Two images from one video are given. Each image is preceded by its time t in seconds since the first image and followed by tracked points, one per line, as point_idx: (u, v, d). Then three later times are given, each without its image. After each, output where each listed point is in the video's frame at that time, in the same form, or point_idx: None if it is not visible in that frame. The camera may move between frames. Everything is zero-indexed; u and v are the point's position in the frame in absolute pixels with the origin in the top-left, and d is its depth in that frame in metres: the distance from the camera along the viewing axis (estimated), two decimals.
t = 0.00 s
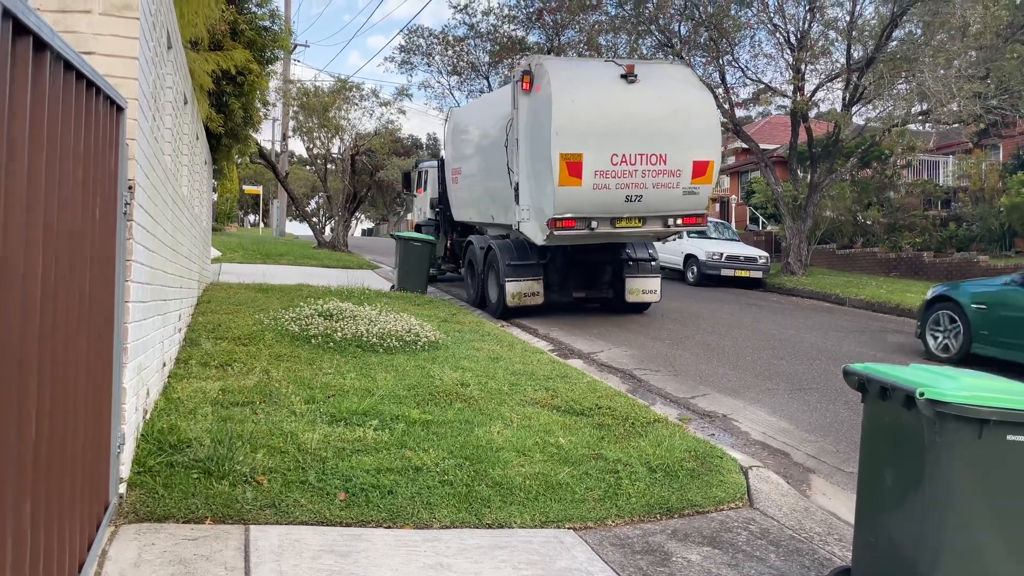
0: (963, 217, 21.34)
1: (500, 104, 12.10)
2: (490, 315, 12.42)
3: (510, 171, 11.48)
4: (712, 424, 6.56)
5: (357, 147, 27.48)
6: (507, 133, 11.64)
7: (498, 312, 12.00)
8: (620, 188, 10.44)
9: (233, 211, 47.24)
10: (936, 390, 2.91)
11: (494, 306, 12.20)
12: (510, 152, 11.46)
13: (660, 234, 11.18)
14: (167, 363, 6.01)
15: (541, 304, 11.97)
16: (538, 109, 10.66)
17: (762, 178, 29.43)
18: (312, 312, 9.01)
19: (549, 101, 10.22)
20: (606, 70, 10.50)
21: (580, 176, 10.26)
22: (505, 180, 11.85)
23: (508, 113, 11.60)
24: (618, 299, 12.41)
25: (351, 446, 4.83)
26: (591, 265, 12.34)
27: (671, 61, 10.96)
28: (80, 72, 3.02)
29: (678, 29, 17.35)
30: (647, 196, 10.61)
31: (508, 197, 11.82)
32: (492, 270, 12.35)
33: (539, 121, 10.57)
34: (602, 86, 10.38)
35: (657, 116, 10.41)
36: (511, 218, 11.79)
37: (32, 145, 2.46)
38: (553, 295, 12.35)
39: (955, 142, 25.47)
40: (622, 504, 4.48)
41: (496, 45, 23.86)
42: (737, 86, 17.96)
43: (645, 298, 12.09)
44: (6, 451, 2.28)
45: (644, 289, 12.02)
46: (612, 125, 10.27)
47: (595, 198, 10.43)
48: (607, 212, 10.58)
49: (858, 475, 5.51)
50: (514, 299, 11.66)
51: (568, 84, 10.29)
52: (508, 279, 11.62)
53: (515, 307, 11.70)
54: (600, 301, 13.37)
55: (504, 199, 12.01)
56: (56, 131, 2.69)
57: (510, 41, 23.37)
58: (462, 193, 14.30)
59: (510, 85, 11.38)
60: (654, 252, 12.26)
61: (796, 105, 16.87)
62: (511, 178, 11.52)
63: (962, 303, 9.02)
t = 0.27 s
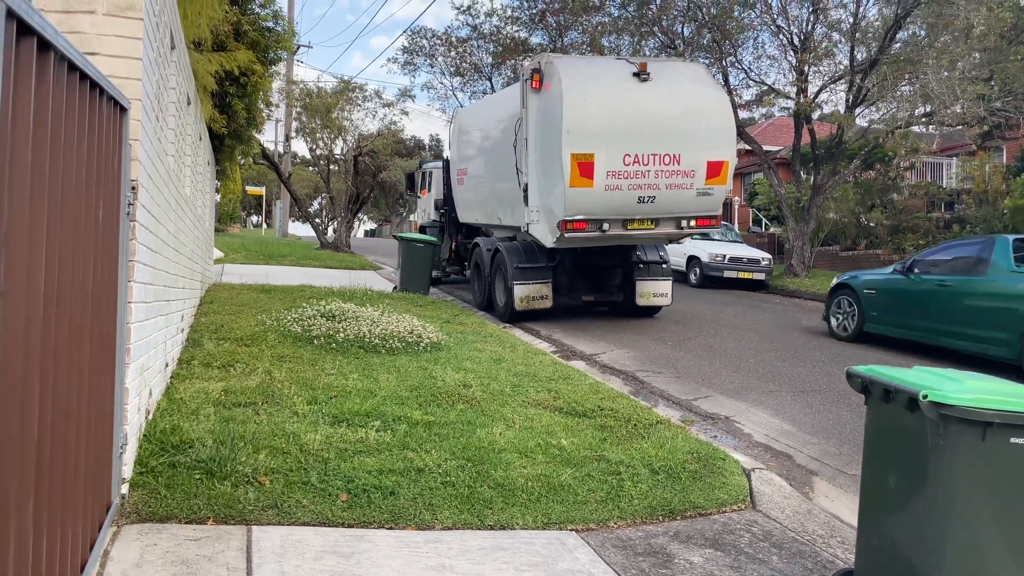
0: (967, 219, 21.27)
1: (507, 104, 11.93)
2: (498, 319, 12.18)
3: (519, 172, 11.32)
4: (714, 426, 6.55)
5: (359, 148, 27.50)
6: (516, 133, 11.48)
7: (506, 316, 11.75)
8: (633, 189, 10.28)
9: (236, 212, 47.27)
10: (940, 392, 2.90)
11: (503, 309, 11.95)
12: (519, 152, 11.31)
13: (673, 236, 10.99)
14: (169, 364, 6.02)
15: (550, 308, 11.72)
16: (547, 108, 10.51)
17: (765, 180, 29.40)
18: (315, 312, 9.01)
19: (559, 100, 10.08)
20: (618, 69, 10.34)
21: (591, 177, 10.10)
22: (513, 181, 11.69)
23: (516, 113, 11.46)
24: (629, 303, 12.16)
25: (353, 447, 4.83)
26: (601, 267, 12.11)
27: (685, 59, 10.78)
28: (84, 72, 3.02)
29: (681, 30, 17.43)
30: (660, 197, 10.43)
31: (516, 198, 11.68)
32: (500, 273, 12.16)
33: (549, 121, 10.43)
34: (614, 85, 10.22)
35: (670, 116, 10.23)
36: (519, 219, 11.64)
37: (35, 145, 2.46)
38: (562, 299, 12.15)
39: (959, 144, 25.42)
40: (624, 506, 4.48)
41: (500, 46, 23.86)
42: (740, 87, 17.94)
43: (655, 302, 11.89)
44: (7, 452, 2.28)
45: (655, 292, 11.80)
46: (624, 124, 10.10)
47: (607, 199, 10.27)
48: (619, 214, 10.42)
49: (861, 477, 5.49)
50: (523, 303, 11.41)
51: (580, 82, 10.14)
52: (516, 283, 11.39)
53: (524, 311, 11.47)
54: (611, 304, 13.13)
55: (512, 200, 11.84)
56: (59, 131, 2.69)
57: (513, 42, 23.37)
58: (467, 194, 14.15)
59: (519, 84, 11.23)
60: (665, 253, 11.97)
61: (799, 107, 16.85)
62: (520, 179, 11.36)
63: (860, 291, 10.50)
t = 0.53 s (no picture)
0: (971, 220, 21.22)
1: (515, 100, 11.74)
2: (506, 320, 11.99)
3: (528, 170, 11.14)
4: (717, 425, 6.55)
5: (363, 147, 27.53)
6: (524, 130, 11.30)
7: (514, 317, 11.57)
8: (645, 188, 10.10)
9: (240, 210, 47.31)
10: (943, 391, 2.90)
11: (510, 310, 11.79)
12: (529, 150, 11.13)
13: (685, 236, 10.83)
14: (173, 361, 6.02)
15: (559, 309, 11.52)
16: (558, 105, 10.34)
17: (768, 180, 29.38)
18: (318, 310, 9.02)
19: (571, 96, 9.93)
20: (630, 65, 10.18)
21: (602, 175, 9.94)
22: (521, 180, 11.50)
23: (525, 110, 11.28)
24: (640, 303, 11.96)
25: (355, 444, 4.83)
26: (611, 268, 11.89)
27: (699, 55, 10.62)
28: (88, 69, 3.03)
29: (685, 29, 17.51)
30: (673, 196, 10.23)
31: (524, 197, 11.50)
32: (507, 273, 11.95)
33: (560, 118, 10.26)
34: (626, 81, 10.06)
35: (683, 113, 10.05)
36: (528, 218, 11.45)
37: (39, 141, 2.46)
38: (572, 300, 11.83)
39: (963, 144, 25.39)
40: (627, 504, 4.48)
41: (503, 45, 23.85)
42: (744, 87, 17.92)
43: (667, 302, 11.74)
44: (9, 447, 2.27)
45: (667, 293, 11.66)
46: (637, 120, 9.92)
47: (619, 198, 10.09)
48: (631, 213, 10.24)
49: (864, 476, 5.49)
50: (532, 304, 11.22)
51: (592, 78, 9.99)
52: (525, 284, 11.19)
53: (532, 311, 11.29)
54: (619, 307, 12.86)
55: (520, 199, 11.65)
56: (64, 129, 2.70)
57: (517, 41, 23.39)
58: (473, 192, 13.99)
59: (528, 80, 11.05)
60: (676, 253, 11.85)
61: (802, 106, 16.82)
62: (528, 177, 11.18)
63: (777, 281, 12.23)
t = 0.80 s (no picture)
0: (973, 218, 21.18)
1: (524, 95, 11.43)
2: (513, 320, 11.71)
3: (538, 166, 10.82)
4: (719, 423, 6.55)
5: (365, 144, 27.54)
6: (535, 125, 10.98)
7: (522, 317, 11.29)
8: (659, 185, 9.72)
9: (242, 207, 47.30)
10: (947, 390, 2.89)
11: (517, 310, 11.50)
12: (538, 147, 10.82)
13: (699, 234, 10.49)
14: (176, 357, 6.04)
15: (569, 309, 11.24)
16: (569, 99, 10.01)
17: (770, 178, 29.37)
18: (320, 307, 9.03)
19: (582, 91, 9.59)
20: (643, 58, 9.80)
21: (615, 172, 9.55)
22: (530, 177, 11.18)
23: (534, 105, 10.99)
24: (650, 303, 11.68)
25: (358, 440, 4.84)
26: (621, 268, 11.58)
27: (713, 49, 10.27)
28: (92, 65, 3.02)
29: (688, 26, 17.53)
30: (688, 193, 9.86)
31: (533, 194, 11.20)
32: (516, 272, 11.67)
33: (570, 113, 9.93)
34: (639, 75, 9.68)
35: (698, 108, 9.69)
36: (537, 217, 11.12)
37: (43, 136, 2.46)
38: (581, 300, 11.51)
39: (966, 142, 25.34)
40: (629, 501, 4.48)
41: (506, 42, 23.81)
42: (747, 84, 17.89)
43: (678, 303, 11.42)
44: (12, 440, 2.28)
45: (677, 293, 11.33)
46: (651, 116, 9.55)
47: (632, 196, 9.70)
48: (644, 211, 9.87)
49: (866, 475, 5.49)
50: (541, 304, 10.94)
51: (604, 72, 9.64)
52: (534, 283, 10.90)
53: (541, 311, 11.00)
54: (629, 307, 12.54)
55: (529, 196, 11.33)
56: (67, 124, 2.70)
57: (519, 38, 23.37)
58: (479, 189, 13.69)
59: (538, 74, 10.74)
60: (688, 253, 11.53)
61: (805, 104, 16.79)
62: (538, 174, 10.86)
63: (711, 268, 13.84)
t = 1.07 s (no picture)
0: (975, 216, 21.16)
1: (532, 89, 11.21)
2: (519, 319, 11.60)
3: (547, 162, 10.61)
4: (719, 420, 6.56)
5: (367, 140, 27.53)
6: (543, 121, 10.77)
7: (529, 317, 11.17)
8: (672, 182, 9.55)
9: (242, 203, 47.23)
10: (948, 387, 2.89)
11: (524, 309, 11.39)
12: (547, 142, 10.62)
13: (712, 233, 10.32)
14: (177, 352, 6.04)
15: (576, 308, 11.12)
16: (579, 93, 9.81)
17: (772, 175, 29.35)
18: (321, 303, 9.03)
19: (594, 84, 9.39)
20: (655, 52, 9.61)
21: (627, 169, 9.37)
22: (538, 173, 10.97)
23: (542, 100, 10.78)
24: (659, 303, 11.48)
25: (359, 436, 4.84)
26: (630, 266, 11.43)
27: (728, 43, 10.06)
28: (94, 59, 3.02)
29: (690, 23, 17.53)
30: (701, 190, 9.68)
31: (540, 191, 10.99)
32: (522, 271, 11.57)
33: (581, 107, 9.73)
34: (652, 70, 9.49)
35: (711, 104, 9.51)
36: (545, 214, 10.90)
37: (45, 131, 2.46)
38: (589, 299, 11.39)
39: (967, 140, 25.33)
40: (629, 498, 4.49)
41: (508, 39, 23.77)
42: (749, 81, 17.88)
43: (688, 303, 11.23)
44: (15, 434, 2.29)
45: (688, 293, 11.16)
46: (665, 111, 9.37)
47: (644, 193, 9.53)
48: (656, 209, 9.69)
49: (866, 472, 5.50)
50: (548, 303, 10.84)
51: (616, 66, 9.44)
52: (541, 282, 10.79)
53: (549, 311, 10.90)
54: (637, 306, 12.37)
55: (537, 193, 11.12)
56: (69, 120, 2.70)
57: (521, 34, 23.34)
58: (484, 185, 13.45)
59: (547, 68, 10.53)
60: (698, 251, 11.35)
61: (807, 101, 16.77)
62: (547, 170, 10.65)
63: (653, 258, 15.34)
